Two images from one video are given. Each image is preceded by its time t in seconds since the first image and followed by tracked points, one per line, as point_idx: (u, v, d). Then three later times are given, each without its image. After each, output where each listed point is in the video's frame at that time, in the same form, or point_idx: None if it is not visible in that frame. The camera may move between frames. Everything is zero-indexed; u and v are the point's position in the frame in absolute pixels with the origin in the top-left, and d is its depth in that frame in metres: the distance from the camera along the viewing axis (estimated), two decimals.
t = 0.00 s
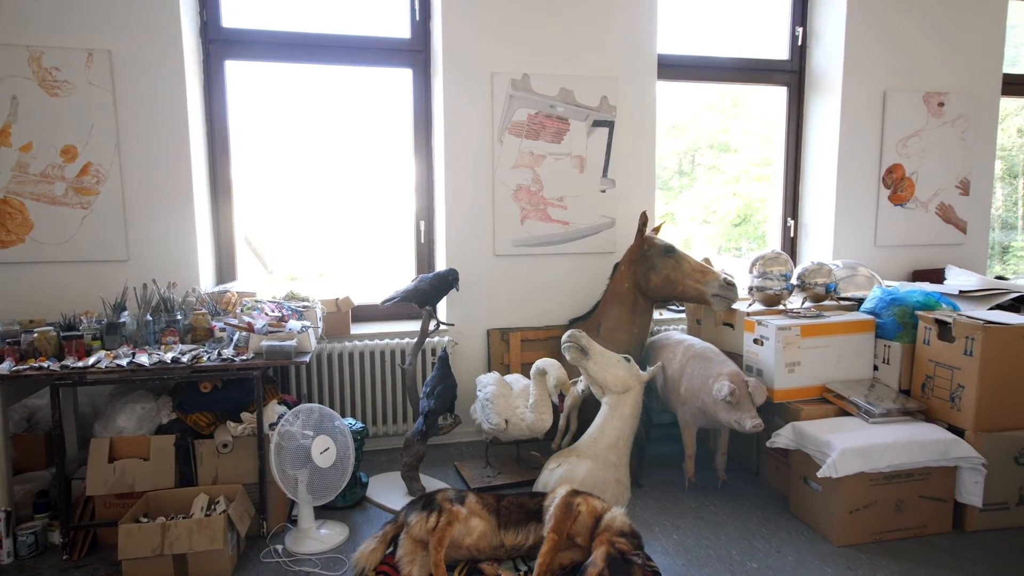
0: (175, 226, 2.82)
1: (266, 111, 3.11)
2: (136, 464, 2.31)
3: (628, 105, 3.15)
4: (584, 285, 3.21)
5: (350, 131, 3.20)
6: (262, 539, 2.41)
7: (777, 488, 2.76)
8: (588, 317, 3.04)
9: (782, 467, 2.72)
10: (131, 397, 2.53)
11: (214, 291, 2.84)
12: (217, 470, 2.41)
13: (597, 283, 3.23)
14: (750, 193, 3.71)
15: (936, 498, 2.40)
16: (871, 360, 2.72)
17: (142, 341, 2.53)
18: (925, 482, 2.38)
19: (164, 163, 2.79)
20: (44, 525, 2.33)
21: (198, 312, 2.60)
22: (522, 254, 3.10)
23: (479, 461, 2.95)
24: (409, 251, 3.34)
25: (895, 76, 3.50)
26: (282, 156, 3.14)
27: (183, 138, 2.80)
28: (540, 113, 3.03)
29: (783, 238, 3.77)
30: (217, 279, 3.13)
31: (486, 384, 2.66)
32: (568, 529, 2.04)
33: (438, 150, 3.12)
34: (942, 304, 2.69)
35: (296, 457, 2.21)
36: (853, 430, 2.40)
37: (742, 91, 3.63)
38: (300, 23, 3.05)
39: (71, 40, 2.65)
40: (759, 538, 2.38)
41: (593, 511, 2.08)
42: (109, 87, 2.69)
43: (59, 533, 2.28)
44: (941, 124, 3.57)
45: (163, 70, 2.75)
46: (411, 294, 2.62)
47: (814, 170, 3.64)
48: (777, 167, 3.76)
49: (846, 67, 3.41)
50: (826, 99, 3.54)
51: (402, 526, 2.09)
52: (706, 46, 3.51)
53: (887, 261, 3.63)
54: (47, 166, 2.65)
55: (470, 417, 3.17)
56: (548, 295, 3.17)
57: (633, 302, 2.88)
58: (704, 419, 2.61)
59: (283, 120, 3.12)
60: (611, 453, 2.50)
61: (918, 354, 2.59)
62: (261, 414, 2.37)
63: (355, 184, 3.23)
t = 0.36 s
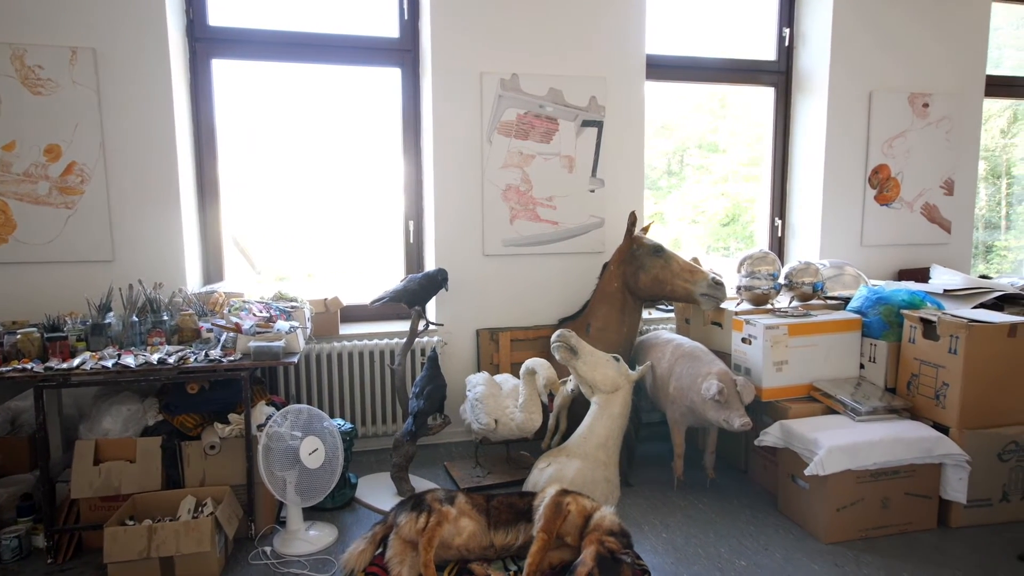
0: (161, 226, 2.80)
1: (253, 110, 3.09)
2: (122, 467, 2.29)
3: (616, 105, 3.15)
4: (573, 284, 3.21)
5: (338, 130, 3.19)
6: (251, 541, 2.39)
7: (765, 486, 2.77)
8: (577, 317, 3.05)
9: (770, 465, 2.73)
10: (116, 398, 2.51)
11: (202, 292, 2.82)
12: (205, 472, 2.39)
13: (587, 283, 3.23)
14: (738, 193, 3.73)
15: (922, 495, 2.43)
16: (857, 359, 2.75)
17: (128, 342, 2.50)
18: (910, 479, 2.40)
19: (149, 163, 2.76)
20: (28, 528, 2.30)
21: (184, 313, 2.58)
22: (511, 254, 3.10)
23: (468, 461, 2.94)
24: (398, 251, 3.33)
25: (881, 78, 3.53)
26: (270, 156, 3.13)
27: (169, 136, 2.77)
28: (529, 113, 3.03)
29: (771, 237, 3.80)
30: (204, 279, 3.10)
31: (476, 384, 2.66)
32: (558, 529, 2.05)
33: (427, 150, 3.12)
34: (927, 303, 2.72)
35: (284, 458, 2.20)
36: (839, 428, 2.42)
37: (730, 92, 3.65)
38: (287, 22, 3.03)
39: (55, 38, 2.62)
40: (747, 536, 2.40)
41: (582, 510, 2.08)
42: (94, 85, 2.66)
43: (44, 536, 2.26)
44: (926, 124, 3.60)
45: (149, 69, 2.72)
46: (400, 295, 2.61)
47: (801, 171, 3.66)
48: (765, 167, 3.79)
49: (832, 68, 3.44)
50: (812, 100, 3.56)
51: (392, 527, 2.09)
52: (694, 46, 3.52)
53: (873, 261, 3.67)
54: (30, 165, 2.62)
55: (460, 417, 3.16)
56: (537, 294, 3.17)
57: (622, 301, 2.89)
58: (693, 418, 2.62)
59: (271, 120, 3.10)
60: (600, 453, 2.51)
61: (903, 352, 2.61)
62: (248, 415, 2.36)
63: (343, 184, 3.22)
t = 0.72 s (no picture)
0: (148, 226, 2.78)
1: (242, 110, 3.07)
2: (108, 469, 2.27)
3: (606, 105, 3.16)
4: (563, 284, 3.21)
5: (328, 130, 3.18)
6: (240, 543, 2.38)
7: (754, 484, 2.79)
8: (567, 316, 3.05)
9: (759, 463, 2.75)
10: (103, 400, 2.48)
11: (189, 293, 2.80)
12: (192, 474, 2.38)
13: (577, 283, 3.24)
14: (727, 193, 3.74)
15: (909, 492, 2.45)
16: (845, 357, 2.77)
17: (114, 343, 2.47)
18: (898, 477, 2.42)
19: (137, 163, 2.74)
20: (13, 532, 2.28)
21: (172, 313, 2.57)
22: (501, 254, 3.10)
23: (459, 461, 2.94)
24: (388, 251, 3.32)
25: (868, 79, 3.56)
26: (258, 156, 3.11)
27: (156, 136, 2.75)
28: (518, 113, 3.03)
29: (760, 237, 3.82)
30: (192, 280, 3.08)
31: (466, 384, 2.65)
32: (548, 528, 2.05)
33: (417, 150, 3.11)
34: (914, 302, 2.75)
35: (273, 459, 2.19)
36: (828, 426, 2.43)
37: (719, 92, 3.67)
38: (276, 21, 3.02)
39: (40, 36, 2.59)
40: (737, 534, 2.41)
41: (573, 509, 2.08)
42: (80, 84, 2.64)
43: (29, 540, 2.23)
44: (912, 125, 3.64)
45: (135, 68, 2.70)
46: (390, 295, 2.60)
47: (789, 171, 3.69)
48: (754, 167, 3.81)
49: (820, 69, 3.46)
50: (801, 100, 3.59)
51: (382, 527, 2.08)
52: (683, 46, 3.54)
53: (861, 260, 3.69)
54: (14, 164, 2.59)
55: (450, 417, 3.16)
56: (527, 294, 3.17)
57: (612, 301, 2.90)
58: (683, 417, 2.63)
59: (259, 119, 3.09)
60: (590, 452, 2.51)
61: (890, 351, 2.64)
62: (237, 416, 2.34)
63: (333, 184, 3.21)
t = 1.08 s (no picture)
0: (135, 227, 2.75)
1: (230, 110, 3.05)
2: (95, 472, 2.24)
3: (596, 106, 3.17)
4: (553, 284, 3.22)
5: (317, 130, 3.17)
6: (228, 545, 2.36)
7: (743, 483, 2.80)
8: (558, 316, 3.05)
9: (748, 462, 2.76)
10: (89, 402, 2.45)
11: (177, 294, 2.78)
12: (180, 477, 2.36)
13: (567, 282, 3.24)
14: (717, 193, 3.76)
15: (895, 490, 2.47)
16: (833, 356, 2.79)
17: (101, 345, 2.45)
18: (884, 475, 2.44)
19: (123, 162, 2.72)
20: None
21: (160, 314, 2.55)
22: (491, 254, 3.09)
23: (449, 461, 2.94)
24: (378, 251, 3.30)
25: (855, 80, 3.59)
26: (247, 155, 3.09)
27: (143, 135, 2.73)
28: (508, 113, 3.03)
29: (749, 237, 3.84)
30: (180, 281, 3.06)
31: (456, 385, 2.65)
32: (538, 528, 2.05)
33: (407, 150, 3.10)
34: (900, 301, 2.77)
35: (262, 461, 2.18)
36: (816, 425, 2.45)
37: (708, 93, 3.68)
38: (265, 21, 3.01)
39: (24, 34, 2.56)
40: (726, 533, 2.42)
41: (563, 509, 2.08)
42: (65, 83, 2.61)
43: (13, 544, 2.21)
44: (898, 126, 3.67)
45: (121, 66, 2.68)
46: (379, 295, 2.59)
47: (778, 171, 3.71)
48: (742, 167, 3.83)
49: (807, 70, 3.49)
50: (788, 101, 3.61)
51: (372, 528, 2.07)
52: (673, 47, 3.55)
53: (848, 260, 3.72)
54: None
55: (440, 417, 3.15)
56: (517, 294, 3.17)
57: (602, 301, 2.90)
58: (672, 417, 2.64)
59: (247, 119, 3.07)
60: (581, 452, 2.52)
61: (877, 349, 2.66)
62: (225, 418, 2.32)
63: (322, 184, 3.20)
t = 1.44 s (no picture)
0: (122, 227, 2.73)
1: (218, 109, 3.03)
2: (81, 474, 2.22)
3: (586, 106, 3.17)
4: (544, 284, 3.22)
5: (307, 129, 3.16)
6: (217, 547, 2.35)
7: (733, 482, 2.82)
8: (548, 316, 3.06)
9: (737, 461, 2.78)
10: (74, 404, 2.43)
11: (165, 294, 2.76)
12: (168, 479, 2.35)
13: (557, 283, 3.24)
14: (707, 193, 3.78)
15: (883, 488, 2.49)
16: (822, 355, 2.81)
17: (88, 346, 2.43)
18: (872, 473, 2.46)
19: (109, 162, 2.69)
20: None
21: (147, 315, 2.53)
22: (482, 255, 3.09)
23: (440, 462, 2.93)
24: (368, 251, 3.29)
25: (843, 81, 3.62)
26: (235, 155, 3.07)
27: (130, 135, 2.71)
28: (498, 113, 3.03)
29: (738, 237, 3.86)
30: (168, 282, 3.03)
31: (447, 385, 2.65)
32: (529, 528, 2.05)
33: (397, 150, 3.09)
34: (888, 300, 2.79)
35: (252, 462, 2.16)
36: (804, 424, 2.46)
37: (697, 93, 3.70)
38: (253, 20, 2.99)
39: (8, 32, 2.53)
40: (716, 531, 2.43)
41: (554, 509, 2.08)
42: (50, 82, 2.59)
43: None
44: (886, 127, 3.70)
45: (108, 65, 2.65)
46: (369, 295, 2.58)
47: (767, 171, 3.73)
48: (732, 168, 3.85)
49: (796, 71, 3.51)
50: (777, 101, 3.63)
51: (362, 530, 2.07)
52: (663, 47, 3.56)
53: (837, 259, 3.75)
54: None
55: (431, 418, 3.15)
56: (508, 294, 3.17)
57: (592, 301, 2.91)
58: (663, 416, 2.65)
59: (236, 118, 3.05)
60: (571, 451, 2.52)
61: (865, 348, 2.68)
62: (214, 420, 2.30)
63: (311, 184, 3.18)
